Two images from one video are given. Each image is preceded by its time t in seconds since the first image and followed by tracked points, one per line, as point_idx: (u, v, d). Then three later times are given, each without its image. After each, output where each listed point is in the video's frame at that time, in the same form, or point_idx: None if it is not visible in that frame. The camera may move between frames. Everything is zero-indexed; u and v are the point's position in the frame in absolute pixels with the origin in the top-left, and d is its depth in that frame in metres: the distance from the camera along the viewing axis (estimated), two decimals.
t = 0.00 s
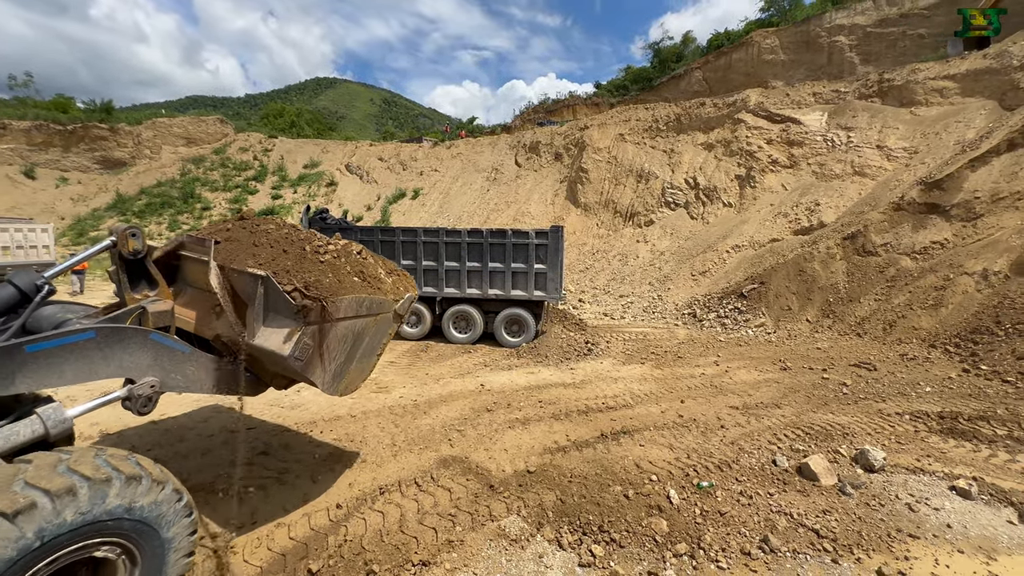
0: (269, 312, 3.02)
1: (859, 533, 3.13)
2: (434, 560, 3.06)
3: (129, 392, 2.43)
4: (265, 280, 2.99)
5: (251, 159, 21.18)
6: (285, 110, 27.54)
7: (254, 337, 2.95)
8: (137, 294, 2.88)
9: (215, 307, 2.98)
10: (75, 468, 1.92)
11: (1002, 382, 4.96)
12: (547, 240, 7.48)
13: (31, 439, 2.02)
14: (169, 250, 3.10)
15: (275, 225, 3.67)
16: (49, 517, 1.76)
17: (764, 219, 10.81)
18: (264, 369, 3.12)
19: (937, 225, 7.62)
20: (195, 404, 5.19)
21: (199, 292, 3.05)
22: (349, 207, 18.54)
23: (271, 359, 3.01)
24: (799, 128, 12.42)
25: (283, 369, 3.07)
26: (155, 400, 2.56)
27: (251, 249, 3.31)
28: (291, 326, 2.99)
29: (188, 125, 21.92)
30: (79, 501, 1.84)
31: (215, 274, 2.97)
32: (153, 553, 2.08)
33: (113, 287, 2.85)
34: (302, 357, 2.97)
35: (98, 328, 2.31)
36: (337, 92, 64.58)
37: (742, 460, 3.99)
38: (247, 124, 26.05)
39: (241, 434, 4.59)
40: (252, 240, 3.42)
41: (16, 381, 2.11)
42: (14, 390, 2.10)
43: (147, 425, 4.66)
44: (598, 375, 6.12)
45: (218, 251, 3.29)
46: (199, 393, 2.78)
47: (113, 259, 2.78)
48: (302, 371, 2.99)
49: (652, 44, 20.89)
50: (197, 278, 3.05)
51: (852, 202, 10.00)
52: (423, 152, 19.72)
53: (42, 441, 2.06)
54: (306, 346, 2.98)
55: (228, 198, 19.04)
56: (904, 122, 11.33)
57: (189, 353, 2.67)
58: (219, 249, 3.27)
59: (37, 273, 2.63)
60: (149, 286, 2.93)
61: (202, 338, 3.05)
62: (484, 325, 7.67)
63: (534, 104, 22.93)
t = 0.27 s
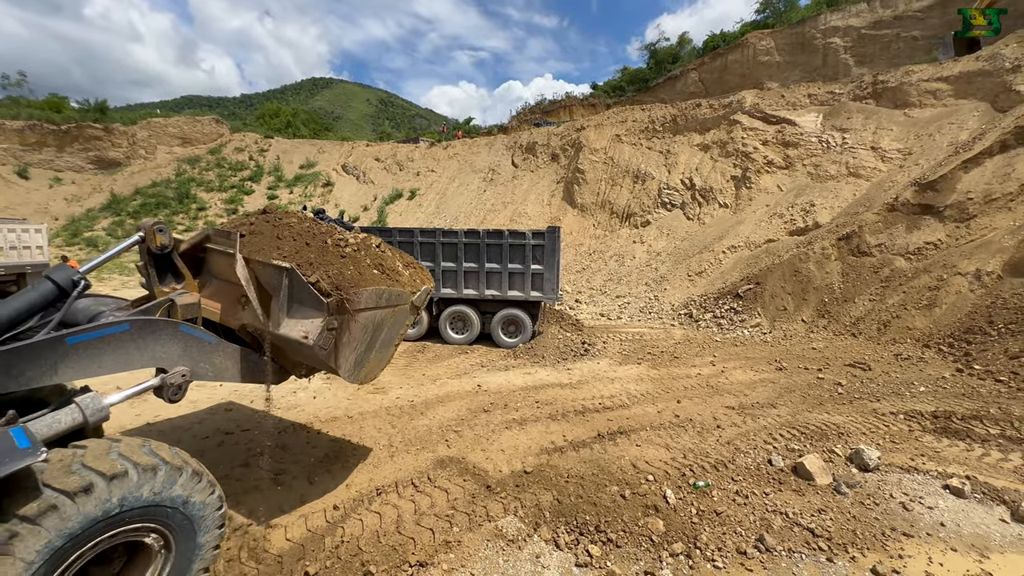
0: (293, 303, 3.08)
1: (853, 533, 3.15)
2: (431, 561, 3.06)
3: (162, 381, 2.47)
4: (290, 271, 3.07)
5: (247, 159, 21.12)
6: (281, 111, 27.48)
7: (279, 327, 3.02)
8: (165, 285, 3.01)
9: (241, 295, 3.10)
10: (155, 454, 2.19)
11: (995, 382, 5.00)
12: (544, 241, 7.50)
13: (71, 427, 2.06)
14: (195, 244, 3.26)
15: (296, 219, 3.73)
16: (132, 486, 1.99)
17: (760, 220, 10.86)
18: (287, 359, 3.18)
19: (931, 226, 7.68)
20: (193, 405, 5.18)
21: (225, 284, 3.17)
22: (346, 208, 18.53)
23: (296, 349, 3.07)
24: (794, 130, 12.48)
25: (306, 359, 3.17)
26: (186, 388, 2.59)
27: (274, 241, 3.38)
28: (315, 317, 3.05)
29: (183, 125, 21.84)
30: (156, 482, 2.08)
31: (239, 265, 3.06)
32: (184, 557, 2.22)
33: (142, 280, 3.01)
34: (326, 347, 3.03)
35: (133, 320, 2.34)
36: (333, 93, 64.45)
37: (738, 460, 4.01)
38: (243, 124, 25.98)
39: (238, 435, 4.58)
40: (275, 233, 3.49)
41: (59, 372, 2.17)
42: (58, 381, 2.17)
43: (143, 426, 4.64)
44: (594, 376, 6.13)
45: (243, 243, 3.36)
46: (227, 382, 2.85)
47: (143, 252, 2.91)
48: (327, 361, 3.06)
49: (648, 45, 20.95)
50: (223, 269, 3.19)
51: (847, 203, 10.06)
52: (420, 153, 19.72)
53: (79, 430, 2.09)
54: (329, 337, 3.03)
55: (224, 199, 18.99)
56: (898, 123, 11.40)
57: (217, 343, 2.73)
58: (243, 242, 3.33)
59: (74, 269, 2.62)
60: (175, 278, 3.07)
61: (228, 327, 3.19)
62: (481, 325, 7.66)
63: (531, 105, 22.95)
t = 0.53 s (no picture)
0: (322, 297, 3.38)
1: (851, 533, 3.16)
2: (431, 562, 3.07)
3: (201, 371, 2.72)
4: (320, 268, 3.36)
5: (245, 160, 21.11)
6: (279, 112, 27.45)
7: (309, 319, 3.32)
8: (200, 282, 3.29)
9: (274, 290, 3.32)
10: (190, 444, 2.35)
11: (992, 383, 5.01)
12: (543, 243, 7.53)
13: (119, 415, 2.29)
14: (229, 241, 3.42)
15: (324, 219, 3.91)
16: (194, 470, 2.27)
17: (758, 221, 10.89)
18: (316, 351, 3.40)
19: (927, 227, 7.72)
20: (193, 406, 5.19)
21: (256, 279, 3.39)
22: (345, 209, 18.56)
23: (323, 341, 3.34)
24: (791, 131, 12.53)
25: (333, 351, 3.36)
26: (220, 379, 2.83)
27: (304, 240, 3.54)
28: (343, 309, 3.32)
29: (181, 126, 21.80)
30: (194, 471, 2.27)
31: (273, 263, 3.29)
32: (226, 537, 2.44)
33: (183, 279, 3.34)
34: (354, 337, 3.27)
35: (176, 315, 2.61)
36: (331, 94, 64.37)
37: (736, 461, 4.02)
38: (241, 125, 25.94)
39: (238, 436, 4.60)
40: (305, 232, 3.65)
41: (112, 364, 2.42)
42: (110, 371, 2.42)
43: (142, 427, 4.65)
44: (593, 377, 6.13)
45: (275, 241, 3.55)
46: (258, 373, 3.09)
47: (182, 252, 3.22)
48: (354, 351, 3.28)
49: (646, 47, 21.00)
50: (254, 266, 3.37)
51: (844, 204, 10.09)
52: (418, 154, 19.73)
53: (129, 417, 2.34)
54: (356, 328, 3.27)
55: (222, 200, 18.97)
56: (895, 125, 11.45)
57: (249, 337, 2.97)
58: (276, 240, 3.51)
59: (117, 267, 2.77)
60: (208, 275, 3.34)
61: (259, 321, 3.44)
62: (480, 327, 7.67)
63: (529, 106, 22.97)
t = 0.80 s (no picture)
0: (354, 287, 3.44)
1: (851, 535, 3.16)
2: (431, 564, 3.06)
3: (240, 359, 2.88)
4: (352, 260, 3.42)
5: (245, 161, 21.13)
6: (279, 113, 27.46)
7: (343, 308, 3.39)
8: (235, 277, 3.50)
9: (306, 281, 3.46)
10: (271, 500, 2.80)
11: (991, 385, 5.01)
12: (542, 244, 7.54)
13: (170, 400, 2.43)
14: (263, 237, 3.59)
15: (353, 215, 4.05)
16: (265, 459, 2.53)
17: (757, 223, 10.91)
18: (348, 339, 3.51)
19: (926, 229, 7.72)
20: (193, 407, 5.20)
21: (289, 271, 3.55)
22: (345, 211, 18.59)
23: (354, 328, 3.45)
24: (791, 133, 12.55)
25: (362, 339, 3.52)
26: (258, 367, 2.98)
27: (336, 234, 3.67)
28: (375, 298, 3.41)
29: (181, 127, 21.83)
30: (238, 458, 2.41)
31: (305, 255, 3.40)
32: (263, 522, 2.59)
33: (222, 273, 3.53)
34: (383, 326, 3.40)
35: (218, 307, 2.79)
36: (331, 95, 64.38)
37: (735, 463, 4.02)
38: (240, 126, 25.94)
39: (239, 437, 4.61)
40: (336, 228, 3.77)
41: (163, 351, 2.61)
42: (160, 358, 2.60)
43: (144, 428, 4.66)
44: (591, 379, 6.13)
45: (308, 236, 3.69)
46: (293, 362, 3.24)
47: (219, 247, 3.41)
48: (383, 339, 3.41)
49: (645, 49, 21.04)
50: (287, 259, 3.55)
51: (843, 206, 10.10)
52: (418, 156, 19.75)
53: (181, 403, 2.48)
54: (386, 315, 3.39)
55: (222, 202, 18.99)
56: (894, 127, 11.47)
57: (285, 326, 3.16)
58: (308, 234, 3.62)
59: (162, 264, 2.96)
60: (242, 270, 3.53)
61: (292, 311, 3.57)
62: (479, 328, 7.67)
63: (528, 108, 23.00)
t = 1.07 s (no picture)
0: (383, 275, 3.72)
1: (852, 537, 3.16)
2: (432, 566, 3.06)
3: (279, 345, 3.22)
4: (380, 249, 3.70)
5: (245, 164, 21.17)
6: (280, 116, 27.52)
7: (372, 293, 3.68)
8: (268, 269, 3.81)
9: (336, 270, 3.76)
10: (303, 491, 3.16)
11: (992, 387, 5.00)
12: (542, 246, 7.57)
13: (217, 383, 2.78)
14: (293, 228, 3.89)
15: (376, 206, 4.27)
16: (311, 449, 2.97)
17: (757, 225, 10.92)
18: (376, 323, 3.82)
19: (927, 231, 7.72)
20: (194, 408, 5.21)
21: (318, 261, 3.85)
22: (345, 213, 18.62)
23: (384, 312, 3.68)
24: (791, 135, 12.56)
25: (390, 323, 3.77)
26: (294, 352, 3.33)
27: (362, 224, 3.95)
28: (402, 284, 3.68)
29: (182, 129, 21.89)
30: (278, 439, 2.76)
31: (336, 244, 3.71)
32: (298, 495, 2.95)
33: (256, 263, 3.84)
34: (411, 309, 3.65)
35: (257, 297, 3.15)
36: (331, 98, 64.45)
37: (737, 465, 4.02)
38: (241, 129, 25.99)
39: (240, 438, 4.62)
40: (362, 219, 4.03)
41: (211, 339, 2.96)
42: (210, 345, 2.95)
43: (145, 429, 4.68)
44: (591, 381, 6.13)
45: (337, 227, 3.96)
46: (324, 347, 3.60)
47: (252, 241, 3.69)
48: (411, 322, 3.66)
49: (646, 52, 21.08)
50: (316, 250, 3.86)
51: (843, 208, 10.11)
52: (418, 158, 19.78)
53: (229, 385, 2.83)
54: (414, 300, 3.64)
55: (223, 204, 19.02)
56: (894, 129, 11.48)
57: (317, 314, 3.50)
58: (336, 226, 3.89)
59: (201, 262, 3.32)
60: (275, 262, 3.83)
61: (322, 298, 3.87)
62: (480, 330, 7.66)
63: (529, 111, 23.03)
